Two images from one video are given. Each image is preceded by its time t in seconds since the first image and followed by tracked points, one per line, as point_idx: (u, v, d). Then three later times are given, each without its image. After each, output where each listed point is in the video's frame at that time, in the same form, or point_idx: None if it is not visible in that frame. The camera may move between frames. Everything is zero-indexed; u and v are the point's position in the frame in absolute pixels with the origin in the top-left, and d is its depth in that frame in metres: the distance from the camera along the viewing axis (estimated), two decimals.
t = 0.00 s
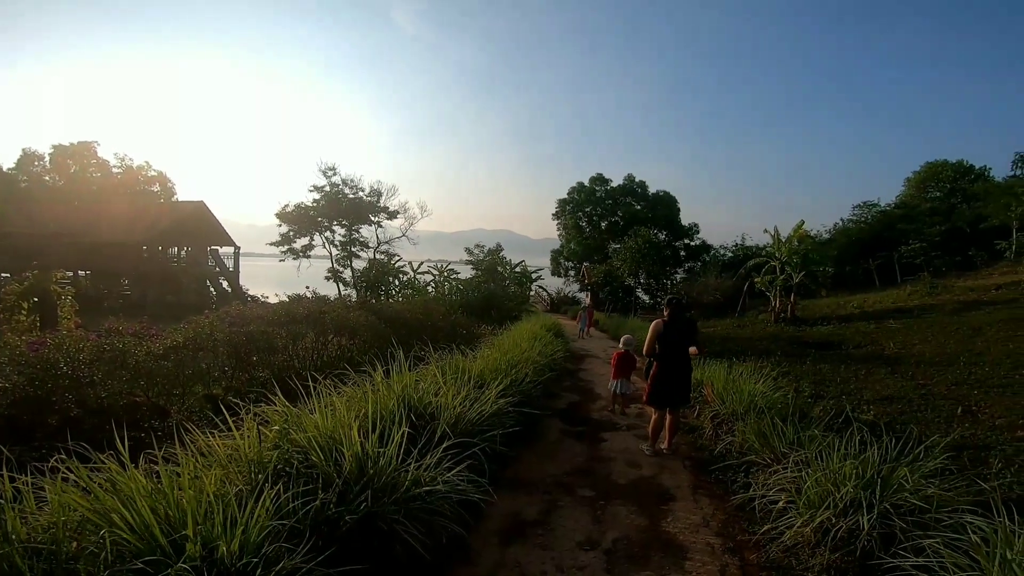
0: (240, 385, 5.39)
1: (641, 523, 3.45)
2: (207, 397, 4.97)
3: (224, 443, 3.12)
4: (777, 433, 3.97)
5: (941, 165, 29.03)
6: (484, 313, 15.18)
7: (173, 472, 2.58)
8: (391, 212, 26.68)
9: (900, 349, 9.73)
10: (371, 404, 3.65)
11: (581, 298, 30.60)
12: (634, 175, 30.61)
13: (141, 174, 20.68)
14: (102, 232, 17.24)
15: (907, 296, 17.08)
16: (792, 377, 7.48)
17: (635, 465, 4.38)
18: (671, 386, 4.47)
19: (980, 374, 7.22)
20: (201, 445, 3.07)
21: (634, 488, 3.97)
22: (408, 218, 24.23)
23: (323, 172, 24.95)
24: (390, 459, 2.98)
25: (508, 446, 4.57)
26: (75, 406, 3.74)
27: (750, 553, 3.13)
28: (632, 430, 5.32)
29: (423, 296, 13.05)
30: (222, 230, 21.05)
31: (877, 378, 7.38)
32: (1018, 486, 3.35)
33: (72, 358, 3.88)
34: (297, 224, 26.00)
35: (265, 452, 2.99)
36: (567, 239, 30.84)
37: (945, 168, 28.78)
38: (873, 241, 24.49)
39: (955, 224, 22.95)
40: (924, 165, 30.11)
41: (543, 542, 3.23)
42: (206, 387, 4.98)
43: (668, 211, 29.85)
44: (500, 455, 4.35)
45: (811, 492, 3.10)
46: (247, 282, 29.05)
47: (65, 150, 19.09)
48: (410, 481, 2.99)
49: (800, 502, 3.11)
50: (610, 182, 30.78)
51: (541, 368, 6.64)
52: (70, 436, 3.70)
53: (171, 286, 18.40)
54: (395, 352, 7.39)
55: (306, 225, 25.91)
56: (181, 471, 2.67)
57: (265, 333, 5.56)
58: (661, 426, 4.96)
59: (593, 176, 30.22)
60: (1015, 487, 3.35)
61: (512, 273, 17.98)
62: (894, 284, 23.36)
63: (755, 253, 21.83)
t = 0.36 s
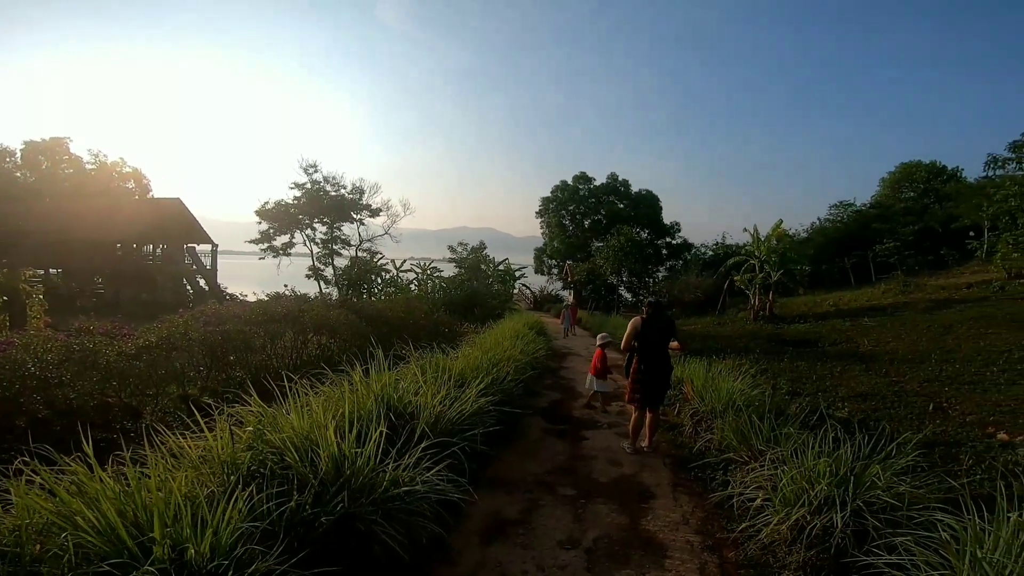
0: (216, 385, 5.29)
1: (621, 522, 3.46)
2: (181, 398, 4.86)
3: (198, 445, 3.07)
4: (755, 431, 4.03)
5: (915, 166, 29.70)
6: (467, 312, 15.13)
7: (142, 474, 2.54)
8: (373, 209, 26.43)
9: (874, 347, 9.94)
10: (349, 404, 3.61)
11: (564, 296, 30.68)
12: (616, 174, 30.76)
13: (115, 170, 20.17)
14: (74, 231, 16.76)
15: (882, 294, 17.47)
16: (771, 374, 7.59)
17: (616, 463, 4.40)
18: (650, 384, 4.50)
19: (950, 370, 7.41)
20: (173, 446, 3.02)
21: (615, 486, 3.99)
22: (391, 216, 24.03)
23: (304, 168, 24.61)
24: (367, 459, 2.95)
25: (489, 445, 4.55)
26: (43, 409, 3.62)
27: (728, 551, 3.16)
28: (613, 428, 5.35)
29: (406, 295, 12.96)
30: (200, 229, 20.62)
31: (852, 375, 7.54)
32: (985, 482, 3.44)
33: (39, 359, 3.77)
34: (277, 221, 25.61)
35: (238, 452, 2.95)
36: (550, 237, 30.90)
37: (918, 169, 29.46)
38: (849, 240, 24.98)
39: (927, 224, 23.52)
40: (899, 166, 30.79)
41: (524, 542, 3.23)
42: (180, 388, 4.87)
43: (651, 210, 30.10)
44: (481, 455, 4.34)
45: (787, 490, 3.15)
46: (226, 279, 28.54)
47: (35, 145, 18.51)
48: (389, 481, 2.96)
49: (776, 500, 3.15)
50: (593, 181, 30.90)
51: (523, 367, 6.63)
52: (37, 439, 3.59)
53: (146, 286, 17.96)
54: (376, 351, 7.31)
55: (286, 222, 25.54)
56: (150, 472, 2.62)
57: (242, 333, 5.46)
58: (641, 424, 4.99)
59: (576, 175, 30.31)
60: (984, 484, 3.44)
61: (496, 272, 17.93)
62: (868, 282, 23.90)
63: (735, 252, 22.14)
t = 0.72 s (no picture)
0: (192, 387, 5.19)
1: (605, 521, 3.47)
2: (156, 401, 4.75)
3: (172, 448, 3.02)
4: (735, 428, 4.07)
5: (889, 166, 30.34)
6: (450, 311, 15.07)
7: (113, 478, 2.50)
8: (355, 209, 26.17)
9: (850, 344, 10.15)
10: (328, 405, 3.57)
11: (547, 296, 30.75)
12: (599, 174, 30.91)
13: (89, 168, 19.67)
14: (46, 232, 16.30)
15: (857, 292, 17.85)
16: (751, 372, 7.69)
17: (599, 462, 4.41)
18: (632, 382, 4.52)
19: (923, 367, 7.58)
20: (146, 450, 2.98)
21: (599, 486, 3.99)
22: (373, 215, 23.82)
23: (284, 167, 24.26)
24: (346, 460, 2.91)
25: (472, 445, 4.53)
26: (9, 413, 3.49)
27: (710, 549, 3.18)
28: (596, 427, 5.36)
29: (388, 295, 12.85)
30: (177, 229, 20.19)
31: (829, 372, 7.67)
32: (957, 477, 3.53)
33: (8, 361, 3.63)
34: (257, 221, 25.20)
35: (212, 456, 2.91)
36: (533, 236, 30.95)
37: (893, 169, 30.11)
38: (826, 239, 25.45)
39: (901, 223, 24.07)
40: (873, 167, 31.46)
41: (508, 542, 3.21)
42: (155, 390, 4.75)
43: (633, 210, 30.32)
44: (463, 455, 4.32)
45: (767, 487, 3.18)
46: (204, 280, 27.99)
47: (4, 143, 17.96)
48: (369, 482, 2.93)
49: (756, 497, 3.19)
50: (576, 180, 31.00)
51: (506, 367, 6.62)
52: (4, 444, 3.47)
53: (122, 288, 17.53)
54: (357, 352, 7.24)
55: (266, 222, 25.15)
56: (121, 478, 2.58)
57: (219, 334, 5.34)
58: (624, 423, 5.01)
59: (560, 174, 30.40)
60: (957, 480, 3.52)
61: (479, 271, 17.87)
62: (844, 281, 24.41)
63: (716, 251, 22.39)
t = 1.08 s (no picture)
0: (170, 388, 5.09)
1: (589, 520, 3.47)
2: (132, 403, 4.65)
3: (148, 451, 2.98)
4: (716, 426, 4.10)
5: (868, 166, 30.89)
6: (436, 311, 14.99)
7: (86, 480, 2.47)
8: (339, 208, 25.93)
9: (830, 342, 10.33)
10: (310, 406, 3.54)
11: (533, 295, 30.78)
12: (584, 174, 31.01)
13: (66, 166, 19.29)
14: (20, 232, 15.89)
15: (837, 291, 18.14)
16: (733, 370, 7.77)
17: (584, 461, 4.42)
18: (615, 381, 4.54)
19: (900, 364, 7.73)
20: (122, 452, 2.94)
21: (583, 485, 4.00)
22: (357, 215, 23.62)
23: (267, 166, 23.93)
24: (327, 460, 2.88)
25: (456, 445, 4.51)
26: None
27: (693, 546, 3.21)
28: (580, 426, 5.37)
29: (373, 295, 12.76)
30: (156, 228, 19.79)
31: (810, 370, 7.78)
32: (932, 474, 3.59)
33: None
34: (239, 220, 24.84)
35: (189, 458, 2.87)
36: (519, 236, 30.97)
37: (871, 169, 30.65)
38: (806, 239, 25.84)
39: (879, 223, 24.53)
40: (852, 168, 32.02)
41: (492, 542, 3.20)
42: (132, 392, 4.66)
43: (618, 209, 30.49)
44: (447, 455, 4.30)
45: (747, 484, 3.22)
46: (185, 280, 27.52)
47: None
48: (351, 483, 2.90)
49: (737, 495, 3.22)
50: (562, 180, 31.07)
51: (491, 366, 6.61)
52: None
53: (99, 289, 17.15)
54: (341, 353, 7.17)
55: (248, 221, 24.80)
56: (95, 480, 2.55)
57: (198, 334, 5.24)
58: (608, 422, 5.03)
59: (545, 174, 30.44)
60: (931, 476, 3.59)
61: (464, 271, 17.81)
62: (825, 280, 24.80)
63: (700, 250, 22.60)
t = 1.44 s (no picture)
0: (144, 391, 4.98)
1: (571, 520, 3.49)
2: (103, 406, 4.54)
3: (119, 454, 2.92)
4: (695, 426, 4.15)
5: (843, 169, 31.61)
6: (417, 312, 14.90)
7: (54, 485, 2.43)
8: (319, 208, 25.62)
9: (805, 342, 10.53)
10: (287, 408, 3.50)
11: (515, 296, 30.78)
12: (566, 174, 31.14)
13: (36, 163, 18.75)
14: None
15: (812, 291, 18.50)
16: (712, 370, 7.87)
17: (565, 461, 4.44)
18: (596, 381, 4.56)
19: (872, 363, 7.92)
20: (91, 455, 2.88)
21: (565, 485, 4.01)
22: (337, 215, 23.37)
23: (245, 165, 23.55)
24: (304, 462, 2.85)
25: (437, 447, 4.49)
26: None
27: (673, 545, 3.24)
28: (562, 426, 5.39)
29: (353, 296, 12.64)
30: (129, 228, 19.31)
31: (786, 369, 7.92)
32: (902, 472, 3.69)
33: None
34: (215, 220, 24.38)
35: (162, 462, 2.82)
36: (501, 237, 30.97)
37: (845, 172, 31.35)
38: (783, 240, 26.33)
39: (853, 225, 25.11)
40: (827, 170, 32.71)
41: (473, 543, 3.19)
42: (104, 395, 4.55)
43: (600, 210, 30.67)
44: (428, 457, 4.27)
45: (724, 483, 3.27)
46: (159, 281, 26.90)
47: None
48: (329, 485, 2.87)
49: (716, 494, 3.26)
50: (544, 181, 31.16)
51: (472, 368, 6.59)
52: None
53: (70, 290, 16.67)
54: (319, 354, 7.08)
55: (225, 221, 24.35)
56: (64, 484, 2.51)
57: (172, 335, 5.13)
58: (589, 422, 5.05)
59: (528, 175, 30.50)
60: (901, 474, 3.69)
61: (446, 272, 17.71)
62: (801, 280, 25.26)
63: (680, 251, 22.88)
